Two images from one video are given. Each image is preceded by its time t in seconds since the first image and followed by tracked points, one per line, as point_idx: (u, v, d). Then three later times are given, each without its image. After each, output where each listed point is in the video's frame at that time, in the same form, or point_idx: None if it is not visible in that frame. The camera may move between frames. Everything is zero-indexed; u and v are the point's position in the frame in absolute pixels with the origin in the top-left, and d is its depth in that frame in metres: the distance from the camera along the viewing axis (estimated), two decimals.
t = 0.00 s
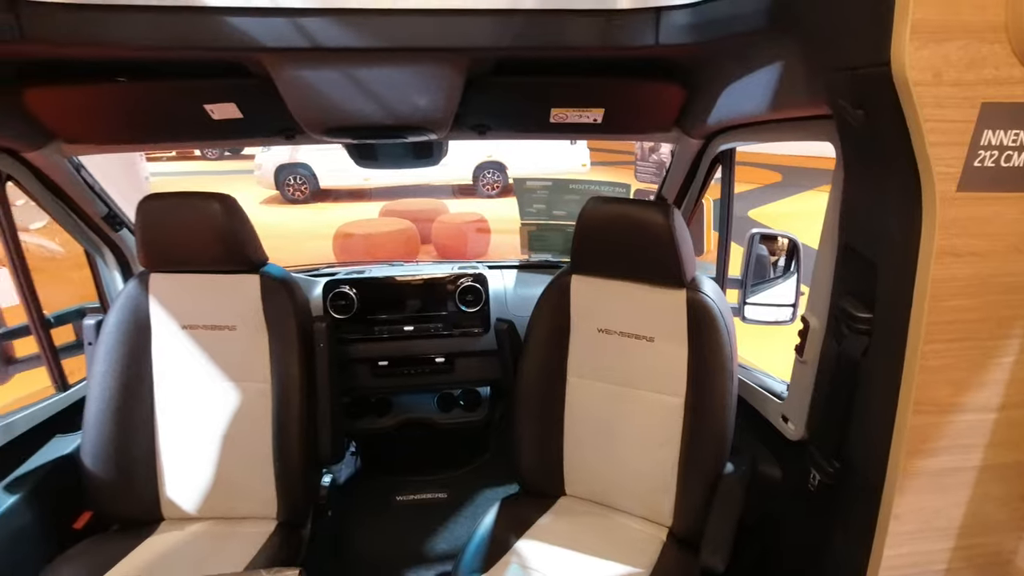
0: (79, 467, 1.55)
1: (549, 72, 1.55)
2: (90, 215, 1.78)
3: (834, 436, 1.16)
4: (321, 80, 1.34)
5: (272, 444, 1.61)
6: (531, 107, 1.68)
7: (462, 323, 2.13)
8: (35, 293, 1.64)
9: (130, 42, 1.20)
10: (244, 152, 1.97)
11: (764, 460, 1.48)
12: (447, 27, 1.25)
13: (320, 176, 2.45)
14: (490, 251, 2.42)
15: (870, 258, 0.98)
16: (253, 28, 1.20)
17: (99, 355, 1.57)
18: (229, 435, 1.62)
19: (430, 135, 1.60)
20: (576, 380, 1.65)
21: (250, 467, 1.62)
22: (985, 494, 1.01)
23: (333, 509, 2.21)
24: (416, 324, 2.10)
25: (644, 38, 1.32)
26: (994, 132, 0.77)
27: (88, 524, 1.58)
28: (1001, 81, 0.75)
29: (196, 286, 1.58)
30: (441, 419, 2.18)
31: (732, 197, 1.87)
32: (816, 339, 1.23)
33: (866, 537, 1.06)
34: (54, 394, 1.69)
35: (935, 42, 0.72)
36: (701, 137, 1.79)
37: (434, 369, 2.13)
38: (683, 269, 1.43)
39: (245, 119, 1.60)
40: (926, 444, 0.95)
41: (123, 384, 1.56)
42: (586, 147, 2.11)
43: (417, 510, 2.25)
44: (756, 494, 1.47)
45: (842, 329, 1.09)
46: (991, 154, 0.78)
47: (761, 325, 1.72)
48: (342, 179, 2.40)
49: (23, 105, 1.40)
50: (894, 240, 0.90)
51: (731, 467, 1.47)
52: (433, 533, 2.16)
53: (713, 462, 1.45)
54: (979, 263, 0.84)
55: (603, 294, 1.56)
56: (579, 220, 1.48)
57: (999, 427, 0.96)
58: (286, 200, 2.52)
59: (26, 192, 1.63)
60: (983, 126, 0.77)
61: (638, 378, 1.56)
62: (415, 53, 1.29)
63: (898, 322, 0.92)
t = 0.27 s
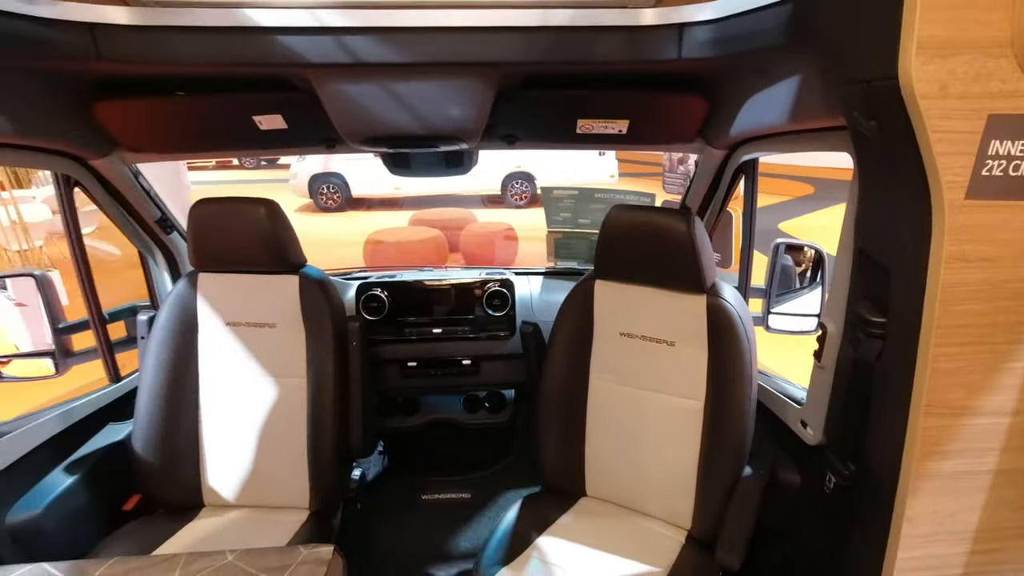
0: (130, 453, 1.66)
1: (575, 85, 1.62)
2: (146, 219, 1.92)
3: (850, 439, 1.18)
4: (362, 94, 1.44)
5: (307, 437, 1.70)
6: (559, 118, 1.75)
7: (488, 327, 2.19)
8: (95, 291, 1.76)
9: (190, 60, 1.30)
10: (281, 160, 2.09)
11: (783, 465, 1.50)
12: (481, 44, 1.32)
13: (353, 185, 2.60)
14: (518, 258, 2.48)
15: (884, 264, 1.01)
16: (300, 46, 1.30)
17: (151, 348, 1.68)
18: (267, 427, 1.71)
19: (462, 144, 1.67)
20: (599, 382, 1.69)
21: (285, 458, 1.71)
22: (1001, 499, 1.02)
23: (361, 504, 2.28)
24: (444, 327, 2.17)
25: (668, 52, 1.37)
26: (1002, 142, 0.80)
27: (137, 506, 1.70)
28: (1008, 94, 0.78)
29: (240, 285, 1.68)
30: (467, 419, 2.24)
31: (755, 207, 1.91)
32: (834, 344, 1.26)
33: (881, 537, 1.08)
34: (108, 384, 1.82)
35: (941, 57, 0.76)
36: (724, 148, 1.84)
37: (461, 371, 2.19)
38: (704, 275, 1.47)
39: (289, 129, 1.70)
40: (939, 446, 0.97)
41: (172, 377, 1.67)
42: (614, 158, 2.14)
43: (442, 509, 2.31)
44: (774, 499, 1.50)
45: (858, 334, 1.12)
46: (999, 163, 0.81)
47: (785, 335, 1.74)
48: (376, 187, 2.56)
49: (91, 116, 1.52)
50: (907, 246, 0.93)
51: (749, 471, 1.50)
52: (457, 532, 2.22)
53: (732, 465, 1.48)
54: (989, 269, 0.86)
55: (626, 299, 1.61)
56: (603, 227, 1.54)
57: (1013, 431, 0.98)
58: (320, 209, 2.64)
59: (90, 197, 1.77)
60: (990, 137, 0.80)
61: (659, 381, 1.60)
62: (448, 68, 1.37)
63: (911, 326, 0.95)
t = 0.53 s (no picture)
0: (171, 442, 1.77)
1: (594, 95, 1.69)
2: (187, 222, 2.03)
3: (859, 436, 1.22)
4: (392, 105, 1.52)
5: (334, 430, 1.78)
6: (578, 126, 1.81)
7: (509, 328, 2.26)
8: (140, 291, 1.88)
9: (234, 74, 1.41)
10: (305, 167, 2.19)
11: (795, 464, 1.53)
12: (502, 56, 1.40)
13: (375, 191, 2.62)
14: (539, 262, 2.56)
15: (889, 266, 1.06)
16: (335, 59, 1.39)
17: (190, 343, 1.78)
18: (297, 419, 1.80)
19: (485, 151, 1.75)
20: (615, 381, 1.75)
21: (314, 450, 1.79)
22: (1007, 495, 1.05)
23: (384, 498, 2.36)
24: (466, 327, 2.24)
25: (682, 63, 1.43)
26: (996, 148, 0.85)
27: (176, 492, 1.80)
28: (1001, 103, 0.83)
29: (274, 285, 1.78)
30: (487, 418, 2.31)
31: (770, 213, 1.94)
32: (843, 344, 1.30)
33: (887, 530, 1.11)
34: (149, 377, 1.92)
35: (935, 69, 0.81)
36: (740, 154, 1.88)
37: (482, 371, 2.26)
38: (717, 277, 1.52)
39: (322, 138, 1.80)
40: (942, 440, 1.00)
41: (210, 370, 1.77)
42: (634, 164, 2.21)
43: (462, 505, 2.38)
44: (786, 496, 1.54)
45: (865, 334, 1.16)
46: (994, 168, 0.85)
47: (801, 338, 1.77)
48: (397, 194, 2.58)
49: (143, 127, 1.64)
50: (909, 248, 0.98)
51: (761, 468, 1.54)
52: (476, 527, 2.27)
53: (744, 462, 1.52)
54: (987, 269, 0.90)
55: (642, 300, 1.66)
56: (620, 231, 1.60)
57: (1017, 428, 1.00)
58: (344, 215, 2.68)
59: (137, 202, 1.88)
60: (984, 143, 0.84)
61: (674, 380, 1.65)
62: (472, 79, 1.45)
63: (913, 324, 0.99)
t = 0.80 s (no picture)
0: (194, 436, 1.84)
1: (600, 105, 1.75)
2: (210, 226, 2.12)
3: (854, 433, 1.27)
4: (408, 115, 1.60)
5: (350, 426, 1.85)
6: (585, 135, 1.88)
7: (518, 330, 2.33)
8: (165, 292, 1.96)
9: (261, 86, 1.49)
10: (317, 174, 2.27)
11: (796, 463, 1.58)
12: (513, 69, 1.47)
13: (387, 198, 2.73)
14: (549, 268, 2.63)
15: (879, 268, 1.11)
16: (354, 72, 1.47)
17: (213, 342, 1.86)
18: (314, 415, 1.87)
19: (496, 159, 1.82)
20: (621, 381, 1.80)
21: (330, 445, 1.86)
22: (995, 489, 1.09)
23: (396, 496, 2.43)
24: (476, 329, 2.31)
25: (685, 75, 1.49)
26: (977, 158, 0.90)
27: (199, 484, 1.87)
28: (979, 116, 0.88)
29: (294, 286, 1.86)
30: (497, 418, 2.37)
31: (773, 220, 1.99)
32: (840, 345, 1.35)
33: (880, 522, 1.16)
34: (172, 374, 2.00)
35: (916, 84, 0.87)
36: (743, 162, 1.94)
37: (492, 372, 2.32)
38: (719, 280, 1.58)
39: (340, 146, 1.88)
40: (931, 435, 1.05)
41: (231, 367, 1.85)
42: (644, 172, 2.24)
43: (472, 504, 2.43)
44: (786, 494, 1.58)
45: (859, 334, 1.21)
46: (974, 176, 0.91)
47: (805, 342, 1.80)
48: (410, 201, 2.69)
49: (172, 136, 1.73)
50: (898, 251, 1.03)
51: (762, 466, 1.58)
52: (485, 525, 2.33)
53: (745, 460, 1.57)
54: (970, 271, 0.96)
55: (647, 302, 1.72)
56: (626, 235, 1.66)
57: (1003, 424, 1.05)
58: (357, 221, 2.78)
59: (164, 207, 1.97)
60: (965, 153, 0.90)
61: (678, 380, 1.71)
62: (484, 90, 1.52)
63: (901, 324, 1.04)
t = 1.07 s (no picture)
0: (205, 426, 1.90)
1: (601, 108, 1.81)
2: (221, 223, 2.19)
3: (841, 424, 1.32)
4: (415, 117, 1.66)
5: (355, 418, 1.90)
6: (586, 137, 1.94)
7: (520, 327, 2.38)
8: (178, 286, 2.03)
9: (274, 89, 1.55)
10: (321, 174, 2.33)
11: (788, 455, 1.63)
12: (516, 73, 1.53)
13: (390, 198, 2.77)
14: (551, 267, 2.69)
15: (864, 265, 1.16)
16: (363, 75, 1.53)
17: (224, 335, 1.92)
18: (321, 407, 1.92)
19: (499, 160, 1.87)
20: (619, 375, 1.86)
21: (336, 436, 1.91)
22: (975, 477, 1.14)
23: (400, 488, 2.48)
24: (479, 326, 2.37)
25: (682, 80, 1.55)
26: (953, 159, 0.95)
27: (210, 472, 1.94)
28: (954, 120, 0.94)
29: (302, 281, 1.92)
30: (498, 412, 2.42)
31: (768, 221, 2.05)
32: (829, 340, 1.40)
33: (865, 508, 1.21)
34: (183, 367, 2.06)
35: (894, 90, 0.92)
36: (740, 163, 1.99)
37: (494, 368, 2.37)
38: (714, 278, 1.63)
39: (349, 146, 1.95)
40: (912, 424, 1.10)
41: (242, 360, 1.91)
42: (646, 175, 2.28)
43: (473, 497, 2.49)
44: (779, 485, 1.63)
45: (846, 329, 1.26)
46: (950, 177, 0.96)
47: (801, 341, 1.85)
48: (413, 201, 2.73)
49: (187, 136, 1.79)
50: (880, 248, 1.08)
51: (755, 457, 1.63)
52: (486, 518, 2.38)
53: (738, 451, 1.61)
54: (947, 267, 1.01)
55: (644, 299, 1.78)
56: (624, 234, 1.71)
57: (982, 414, 1.10)
58: (361, 221, 2.84)
59: (177, 204, 2.04)
60: (941, 154, 0.95)
61: (674, 375, 1.76)
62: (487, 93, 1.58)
63: (883, 317, 1.09)
